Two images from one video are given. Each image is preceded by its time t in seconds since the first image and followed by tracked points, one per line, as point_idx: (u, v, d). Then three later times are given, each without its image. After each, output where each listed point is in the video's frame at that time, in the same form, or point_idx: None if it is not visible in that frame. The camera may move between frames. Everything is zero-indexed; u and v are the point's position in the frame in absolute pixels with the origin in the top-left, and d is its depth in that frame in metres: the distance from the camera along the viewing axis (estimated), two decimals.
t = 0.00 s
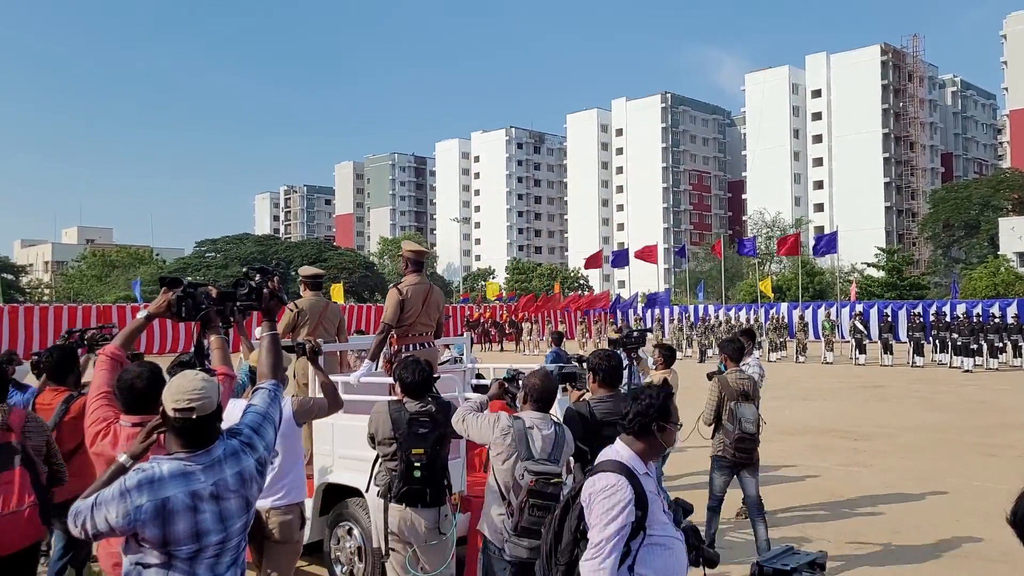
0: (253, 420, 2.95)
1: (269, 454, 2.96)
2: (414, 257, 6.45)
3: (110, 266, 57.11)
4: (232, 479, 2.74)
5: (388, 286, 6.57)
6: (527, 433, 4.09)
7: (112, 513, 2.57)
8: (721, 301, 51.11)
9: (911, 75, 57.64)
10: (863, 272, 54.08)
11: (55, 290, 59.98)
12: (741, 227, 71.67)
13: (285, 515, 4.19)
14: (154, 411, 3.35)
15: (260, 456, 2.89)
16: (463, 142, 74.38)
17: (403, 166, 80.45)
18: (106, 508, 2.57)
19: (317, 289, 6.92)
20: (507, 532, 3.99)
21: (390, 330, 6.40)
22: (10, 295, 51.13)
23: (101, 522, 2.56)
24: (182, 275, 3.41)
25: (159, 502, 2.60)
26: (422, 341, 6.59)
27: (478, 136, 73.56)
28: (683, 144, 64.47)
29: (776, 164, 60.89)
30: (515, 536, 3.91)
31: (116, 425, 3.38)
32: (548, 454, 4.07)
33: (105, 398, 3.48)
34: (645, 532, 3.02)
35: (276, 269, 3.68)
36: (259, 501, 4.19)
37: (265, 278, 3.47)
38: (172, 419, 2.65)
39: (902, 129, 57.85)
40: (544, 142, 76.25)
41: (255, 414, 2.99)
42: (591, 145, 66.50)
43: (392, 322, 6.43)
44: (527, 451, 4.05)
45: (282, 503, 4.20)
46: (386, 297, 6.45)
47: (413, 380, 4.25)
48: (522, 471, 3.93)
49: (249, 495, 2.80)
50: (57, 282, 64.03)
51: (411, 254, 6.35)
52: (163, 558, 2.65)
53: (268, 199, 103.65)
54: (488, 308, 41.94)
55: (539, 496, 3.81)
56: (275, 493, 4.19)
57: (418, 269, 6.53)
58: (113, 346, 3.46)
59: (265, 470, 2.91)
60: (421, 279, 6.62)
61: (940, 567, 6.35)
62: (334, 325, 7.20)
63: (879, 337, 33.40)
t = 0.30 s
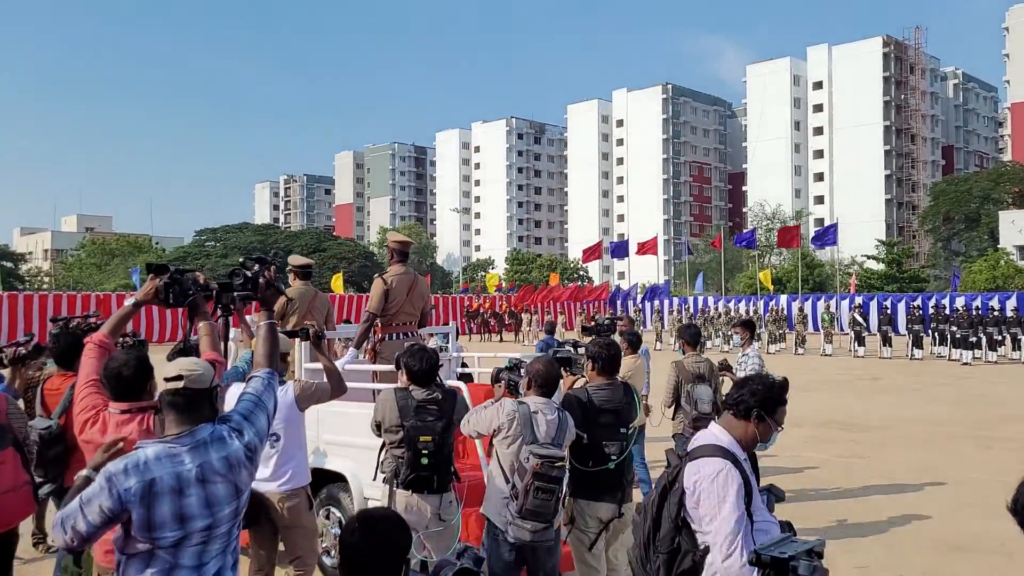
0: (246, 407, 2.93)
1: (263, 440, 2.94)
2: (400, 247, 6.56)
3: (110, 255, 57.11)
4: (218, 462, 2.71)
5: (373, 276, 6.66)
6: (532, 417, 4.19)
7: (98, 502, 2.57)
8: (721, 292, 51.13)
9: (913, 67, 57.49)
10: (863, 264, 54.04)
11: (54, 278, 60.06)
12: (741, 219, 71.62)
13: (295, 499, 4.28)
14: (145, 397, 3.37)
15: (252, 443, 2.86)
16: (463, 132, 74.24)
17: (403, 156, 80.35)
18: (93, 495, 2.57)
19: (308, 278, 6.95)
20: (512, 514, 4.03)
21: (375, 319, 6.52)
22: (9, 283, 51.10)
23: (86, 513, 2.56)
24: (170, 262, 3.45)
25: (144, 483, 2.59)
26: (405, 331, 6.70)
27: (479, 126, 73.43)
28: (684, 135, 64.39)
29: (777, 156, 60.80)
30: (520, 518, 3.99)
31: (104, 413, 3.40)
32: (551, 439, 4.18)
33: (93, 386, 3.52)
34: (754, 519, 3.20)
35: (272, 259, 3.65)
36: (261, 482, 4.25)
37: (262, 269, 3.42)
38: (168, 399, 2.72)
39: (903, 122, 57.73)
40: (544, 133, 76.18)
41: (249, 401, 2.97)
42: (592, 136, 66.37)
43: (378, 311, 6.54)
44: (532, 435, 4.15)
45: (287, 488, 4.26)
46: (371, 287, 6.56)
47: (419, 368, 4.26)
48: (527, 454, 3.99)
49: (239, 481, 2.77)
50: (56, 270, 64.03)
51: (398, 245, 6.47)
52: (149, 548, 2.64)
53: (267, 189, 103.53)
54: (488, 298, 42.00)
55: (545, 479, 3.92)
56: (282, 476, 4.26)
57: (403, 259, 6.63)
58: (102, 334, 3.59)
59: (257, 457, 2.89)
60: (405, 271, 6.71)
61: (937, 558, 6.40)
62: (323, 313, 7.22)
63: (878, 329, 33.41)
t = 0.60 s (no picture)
0: (253, 396, 2.92)
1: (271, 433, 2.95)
2: (386, 243, 6.58)
3: (111, 248, 57.08)
4: (223, 451, 2.70)
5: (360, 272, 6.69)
6: (546, 410, 4.19)
7: (105, 487, 2.58)
8: (722, 289, 51.13)
9: (915, 65, 57.41)
10: (864, 261, 54.00)
11: (54, 271, 60.09)
12: (742, 215, 71.61)
13: (309, 490, 4.24)
14: (117, 393, 3.40)
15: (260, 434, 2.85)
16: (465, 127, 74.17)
17: (404, 151, 80.28)
18: (100, 480, 2.58)
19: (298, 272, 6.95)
20: (532, 507, 4.08)
21: (361, 314, 6.54)
22: (10, 275, 51.07)
23: (92, 499, 2.57)
24: (150, 258, 3.51)
25: (149, 470, 2.59)
26: (393, 325, 6.72)
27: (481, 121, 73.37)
28: (685, 132, 64.37)
29: (779, 153, 60.76)
30: (540, 511, 4.06)
31: (76, 407, 3.40)
32: (567, 429, 4.20)
33: (66, 379, 3.48)
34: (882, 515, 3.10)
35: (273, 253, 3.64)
36: (267, 475, 4.21)
37: (266, 262, 3.41)
38: (178, 388, 2.74)
39: (905, 119, 57.62)
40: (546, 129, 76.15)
41: (256, 391, 2.96)
42: (593, 132, 66.26)
43: (364, 306, 6.58)
44: (546, 428, 4.15)
45: (302, 480, 4.24)
46: (357, 284, 6.58)
47: (432, 362, 4.36)
48: (545, 446, 4.06)
49: (244, 469, 2.77)
50: (56, 263, 64.04)
51: (384, 242, 6.50)
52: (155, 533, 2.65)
53: (268, 183, 103.43)
54: (488, 294, 41.97)
55: (564, 470, 3.97)
56: (293, 469, 4.22)
57: (391, 254, 6.65)
58: (77, 328, 3.59)
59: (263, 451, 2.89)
60: (392, 266, 6.73)
61: (942, 557, 6.39)
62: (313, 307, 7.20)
63: (879, 328, 33.36)
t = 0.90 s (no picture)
0: (279, 392, 3.00)
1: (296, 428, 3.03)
2: (375, 241, 6.66)
3: (113, 244, 57.08)
4: (255, 444, 2.78)
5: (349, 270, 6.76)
6: (554, 405, 4.30)
7: (141, 477, 2.64)
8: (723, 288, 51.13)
9: (918, 65, 57.30)
10: (866, 261, 53.96)
11: (55, 267, 60.17)
12: (743, 214, 71.67)
13: (329, 491, 4.32)
14: (97, 387, 3.42)
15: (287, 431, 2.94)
16: (466, 125, 74.13)
17: (405, 149, 80.25)
18: (136, 471, 2.64)
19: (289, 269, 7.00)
20: (540, 501, 4.14)
21: (351, 311, 6.61)
22: (11, 271, 51.04)
23: (129, 488, 2.63)
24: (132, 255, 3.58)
25: (185, 462, 2.65)
26: (381, 322, 6.80)
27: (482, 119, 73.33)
28: (686, 130, 64.35)
29: (780, 153, 60.69)
30: (550, 503, 4.07)
31: (57, 400, 3.43)
32: (575, 423, 4.33)
33: (46, 372, 3.54)
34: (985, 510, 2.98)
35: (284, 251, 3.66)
36: (291, 474, 4.28)
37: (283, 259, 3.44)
38: (208, 381, 2.77)
39: (907, 119, 57.52)
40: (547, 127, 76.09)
41: (281, 387, 3.04)
42: (595, 131, 66.19)
43: (353, 303, 6.64)
44: (555, 422, 4.25)
45: (319, 480, 4.29)
46: (346, 281, 6.65)
47: (439, 359, 4.40)
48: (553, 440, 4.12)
49: (274, 463, 2.85)
50: (57, 259, 64.09)
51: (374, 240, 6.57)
52: (186, 522, 2.71)
53: (270, 180, 103.42)
54: (488, 292, 41.96)
55: (574, 461, 3.94)
56: (315, 466, 4.29)
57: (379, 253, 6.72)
58: (57, 323, 3.69)
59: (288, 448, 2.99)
60: (381, 263, 6.82)
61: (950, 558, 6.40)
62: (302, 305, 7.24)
63: (881, 328, 33.34)
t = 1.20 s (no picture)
0: (293, 390, 3.05)
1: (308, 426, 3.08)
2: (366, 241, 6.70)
3: (114, 243, 57.20)
4: (273, 441, 2.83)
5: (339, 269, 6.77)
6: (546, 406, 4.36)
7: (162, 474, 2.67)
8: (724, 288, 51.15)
9: (920, 65, 57.28)
10: (867, 261, 53.96)
11: (57, 265, 60.35)
12: (745, 214, 71.75)
13: (348, 495, 4.28)
14: (97, 386, 3.44)
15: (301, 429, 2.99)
16: (468, 125, 74.15)
17: (407, 148, 80.28)
18: (157, 468, 2.66)
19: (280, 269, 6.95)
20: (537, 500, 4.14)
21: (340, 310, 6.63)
22: (12, 270, 51.11)
23: (151, 486, 2.65)
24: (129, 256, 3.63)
25: (206, 460, 2.69)
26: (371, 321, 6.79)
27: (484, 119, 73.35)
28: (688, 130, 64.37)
29: (782, 153, 60.75)
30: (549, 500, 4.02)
31: (56, 402, 3.45)
32: (570, 425, 4.43)
33: (45, 373, 3.56)
34: None
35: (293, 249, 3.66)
36: (311, 478, 4.24)
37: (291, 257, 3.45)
38: (224, 385, 2.79)
39: (909, 119, 57.48)
40: (549, 126, 76.12)
41: (294, 384, 3.09)
42: (597, 131, 66.21)
43: (343, 302, 6.67)
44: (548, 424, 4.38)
45: (340, 485, 4.26)
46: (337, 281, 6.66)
47: (446, 359, 4.43)
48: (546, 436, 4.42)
49: (289, 460, 2.90)
50: (58, 258, 64.24)
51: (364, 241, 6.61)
52: (206, 517, 2.74)
53: (271, 178, 103.54)
54: (489, 291, 42.02)
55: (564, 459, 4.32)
56: (334, 469, 4.26)
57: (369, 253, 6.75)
58: (55, 324, 3.70)
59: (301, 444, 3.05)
60: (371, 263, 6.86)
61: (945, 558, 6.46)
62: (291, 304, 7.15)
63: (883, 328, 33.34)
